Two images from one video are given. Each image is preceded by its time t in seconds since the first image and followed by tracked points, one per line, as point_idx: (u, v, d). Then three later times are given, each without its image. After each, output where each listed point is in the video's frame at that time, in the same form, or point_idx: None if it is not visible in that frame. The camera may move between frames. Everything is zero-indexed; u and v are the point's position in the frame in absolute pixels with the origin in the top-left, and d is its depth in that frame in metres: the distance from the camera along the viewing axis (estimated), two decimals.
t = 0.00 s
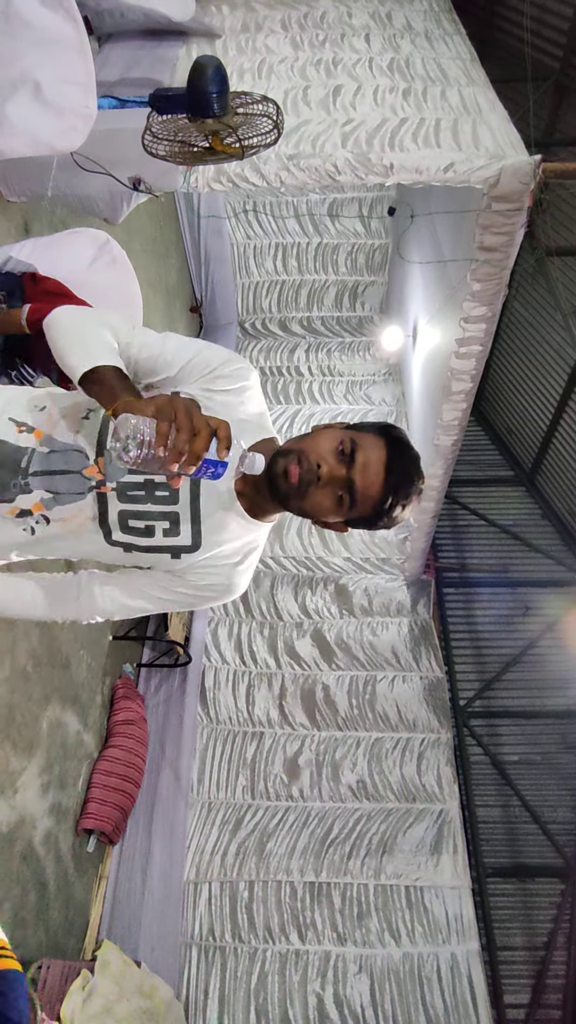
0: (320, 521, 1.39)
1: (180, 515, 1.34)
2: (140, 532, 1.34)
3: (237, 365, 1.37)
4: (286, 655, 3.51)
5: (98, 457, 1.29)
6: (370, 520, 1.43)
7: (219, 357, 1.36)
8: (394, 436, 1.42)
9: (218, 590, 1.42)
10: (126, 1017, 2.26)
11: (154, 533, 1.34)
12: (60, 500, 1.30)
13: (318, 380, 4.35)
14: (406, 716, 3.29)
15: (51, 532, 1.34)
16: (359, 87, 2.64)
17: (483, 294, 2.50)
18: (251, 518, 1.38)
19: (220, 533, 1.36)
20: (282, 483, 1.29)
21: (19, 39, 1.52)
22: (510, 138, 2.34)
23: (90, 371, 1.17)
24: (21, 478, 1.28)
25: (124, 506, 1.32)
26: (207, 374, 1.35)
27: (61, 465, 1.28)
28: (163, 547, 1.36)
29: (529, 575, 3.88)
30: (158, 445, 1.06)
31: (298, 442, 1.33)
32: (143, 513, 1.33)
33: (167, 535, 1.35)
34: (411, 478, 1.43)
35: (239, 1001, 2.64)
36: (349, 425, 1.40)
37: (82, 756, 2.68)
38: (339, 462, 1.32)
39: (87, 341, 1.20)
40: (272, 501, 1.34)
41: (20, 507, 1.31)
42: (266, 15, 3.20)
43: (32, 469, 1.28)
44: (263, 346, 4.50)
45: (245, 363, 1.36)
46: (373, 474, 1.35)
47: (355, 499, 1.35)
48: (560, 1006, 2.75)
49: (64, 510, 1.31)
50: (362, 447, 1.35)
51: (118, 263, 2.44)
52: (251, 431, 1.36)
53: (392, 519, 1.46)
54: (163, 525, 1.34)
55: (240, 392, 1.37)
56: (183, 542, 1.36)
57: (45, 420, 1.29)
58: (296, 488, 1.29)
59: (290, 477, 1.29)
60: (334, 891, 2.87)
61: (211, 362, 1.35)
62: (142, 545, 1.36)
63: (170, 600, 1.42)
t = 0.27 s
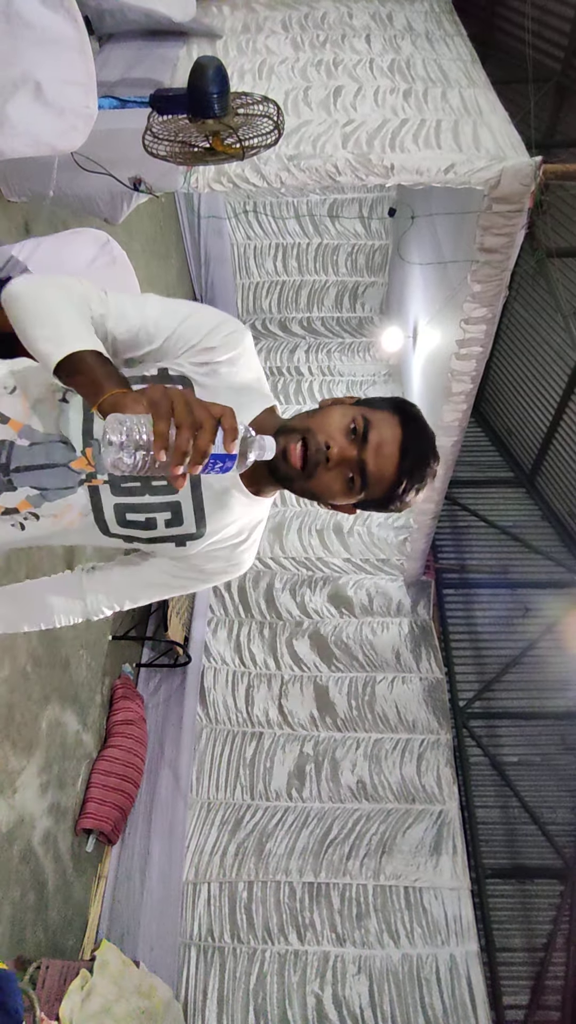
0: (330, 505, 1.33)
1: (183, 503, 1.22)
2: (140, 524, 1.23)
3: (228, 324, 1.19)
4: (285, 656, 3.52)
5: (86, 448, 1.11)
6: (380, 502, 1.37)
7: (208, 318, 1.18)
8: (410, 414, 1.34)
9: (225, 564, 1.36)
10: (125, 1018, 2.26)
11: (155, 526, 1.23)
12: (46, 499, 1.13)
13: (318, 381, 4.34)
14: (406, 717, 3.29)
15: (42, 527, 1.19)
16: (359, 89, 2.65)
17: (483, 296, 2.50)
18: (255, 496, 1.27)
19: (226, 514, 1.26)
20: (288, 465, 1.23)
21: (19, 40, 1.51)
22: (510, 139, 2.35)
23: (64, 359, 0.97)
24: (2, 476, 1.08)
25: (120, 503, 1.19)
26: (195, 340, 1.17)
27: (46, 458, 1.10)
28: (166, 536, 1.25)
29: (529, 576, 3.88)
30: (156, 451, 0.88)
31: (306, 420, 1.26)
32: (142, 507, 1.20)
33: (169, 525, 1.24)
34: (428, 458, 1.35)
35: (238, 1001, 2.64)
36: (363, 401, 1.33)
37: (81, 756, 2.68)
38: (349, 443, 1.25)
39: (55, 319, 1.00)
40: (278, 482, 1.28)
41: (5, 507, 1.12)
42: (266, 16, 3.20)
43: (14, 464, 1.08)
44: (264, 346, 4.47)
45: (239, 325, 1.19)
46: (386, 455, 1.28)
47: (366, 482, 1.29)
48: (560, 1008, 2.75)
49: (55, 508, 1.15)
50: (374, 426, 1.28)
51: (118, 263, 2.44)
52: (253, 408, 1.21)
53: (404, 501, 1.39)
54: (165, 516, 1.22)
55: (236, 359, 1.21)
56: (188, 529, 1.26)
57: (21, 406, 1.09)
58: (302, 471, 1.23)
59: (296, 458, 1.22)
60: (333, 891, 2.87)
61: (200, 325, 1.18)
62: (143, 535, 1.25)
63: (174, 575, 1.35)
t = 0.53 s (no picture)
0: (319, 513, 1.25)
1: (178, 506, 1.18)
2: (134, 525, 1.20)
3: (229, 314, 1.19)
4: (286, 657, 3.52)
5: (74, 448, 1.07)
6: (375, 513, 1.29)
7: (209, 308, 1.17)
8: (412, 422, 1.26)
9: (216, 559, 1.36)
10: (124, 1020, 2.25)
11: (149, 526, 1.20)
12: (34, 500, 1.08)
13: (319, 382, 4.38)
14: (406, 719, 3.29)
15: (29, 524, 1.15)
16: (360, 91, 2.66)
17: (483, 298, 2.50)
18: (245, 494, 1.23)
19: (222, 510, 1.24)
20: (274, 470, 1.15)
21: (22, 46, 1.52)
22: (510, 142, 2.35)
23: (62, 361, 0.94)
24: None
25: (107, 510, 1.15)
26: (196, 332, 1.16)
27: (32, 461, 1.04)
28: (161, 534, 1.23)
29: (529, 578, 3.88)
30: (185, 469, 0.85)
31: (299, 422, 1.18)
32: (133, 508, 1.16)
33: (163, 525, 1.22)
34: (425, 471, 1.29)
35: (237, 1003, 2.64)
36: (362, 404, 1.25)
37: (81, 758, 2.68)
38: (342, 451, 1.18)
39: (49, 312, 0.96)
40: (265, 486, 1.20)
41: None
42: (267, 20, 3.21)
43: None
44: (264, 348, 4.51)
45: (239, 313, 1.19)
46: (380, 465, 1.21)
47: (357, 492, 1.22)
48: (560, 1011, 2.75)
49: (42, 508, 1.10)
50: (370, 434, 1.21)
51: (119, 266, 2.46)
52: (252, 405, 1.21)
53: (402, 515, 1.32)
54: (159, 517, 1.19)
55: (236, 353, 1.21)
56: (183, 527, 1.24)
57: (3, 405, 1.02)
58: (290, 476, 1.16)
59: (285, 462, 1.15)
60: (332, 894, 2.87)
61: (199, 315, 1.16)
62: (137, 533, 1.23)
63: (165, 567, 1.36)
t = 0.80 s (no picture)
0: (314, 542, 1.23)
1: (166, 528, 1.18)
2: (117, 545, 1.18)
3: (225, 329, 1.19)
4: (285, 658, 3.52)
5: (56, 463, 1.10)
6: (373, 547, 1.26)
7: (203, 324, 1.17)
8: (415, 453, 1.23)
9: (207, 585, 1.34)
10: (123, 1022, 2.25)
11: (133, 547, 1.19)
12: (11, 515, 1.10)
13: (319, 383, 4.41)
14: (404, 720, 3.29)
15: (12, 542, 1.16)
16: (360, 93, 2.66)
17: (483, 301, 2.50)
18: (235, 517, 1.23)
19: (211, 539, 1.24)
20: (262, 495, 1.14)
21: (24, 49, 1.53)
22: (510, 145, 2.35)
23: (44, 376, 0.93)
24: None
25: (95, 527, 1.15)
26: (190, 347, 1.16)
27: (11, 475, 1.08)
28: (145, 557, 1.22)
29: (528, 580, 3.89)
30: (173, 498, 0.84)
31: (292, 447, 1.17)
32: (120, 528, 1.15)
33: (148, 547, 1.20)
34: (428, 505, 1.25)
35: (236, 1005, 2.64)
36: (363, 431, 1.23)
37: (80, 759, 2.69)
38: (335, 479, 1.16)
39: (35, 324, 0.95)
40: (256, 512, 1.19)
41: None
42: (267, 22, 3.22)
43: None
44: (264, 349, 4.53)
45: (235, 331, 1.19)
46: (375, 497, 1.18)
47: (351, 523, 1.19)
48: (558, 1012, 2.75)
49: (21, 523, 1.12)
50: (367, 464, 1.18)
51: (119, 267, 2.47)
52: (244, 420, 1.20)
53: (402, 549, 1.28)
54: (145, 538, 1.18)
55: (231, 368, 1.20)
56: (169, 551, 1.23)
57: None
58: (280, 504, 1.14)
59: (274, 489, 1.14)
60: (332, 895, 2.87)
61: (194, 332, 1.16)
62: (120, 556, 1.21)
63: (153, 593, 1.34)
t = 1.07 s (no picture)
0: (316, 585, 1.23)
1: (152, 567, 1.15)
2: (99, 586, 1.14)
3: (234, 368, 1.19)
4: (284, 655, 3.52)
5: (40, 491, 1.07)
6: (379, 594, 1.25)
7: (211, 357, 1.17)
8: (425, 498, 1.22)
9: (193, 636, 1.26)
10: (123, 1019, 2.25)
11: (118, 588, 1.15)
12: None
13: (318, 381, 4.43)
14: (404, 718, 3.29)
15: None
16: (360, 90, 2.66)
17: (483, 297, 2.50)
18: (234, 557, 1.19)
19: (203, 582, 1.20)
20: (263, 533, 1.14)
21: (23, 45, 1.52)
22: (511, 142, 2.34)
23: (49, 380, 0.91)
24: None
25: (80, 548, 1.10)
26: (194, 379, 1.16)
27: None
28: (129, 601, 1.18)
29: (528, 578, 3.89)
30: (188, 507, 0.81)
31: (298, 486, 1.17)
32: (105, 565, 1.12)
33: (134, 588, 1.16)
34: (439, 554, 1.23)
35: (236, 1000, 2.64)
36: (373, 473, 1.22)
37: (80, 756, 2.69)
38: (338, 520, 1.16)
39: (44, 332, 0.94)
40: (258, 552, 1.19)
41: None
42: (267, 18, 3.21)
43: None
44: (264, 346, 4.55)
45: (243, 370, 1.19)
46: (381, 541, 1.18)
47: (354, 566, 1.19)
48: (557, 1008, 2.76)
49: None
50: (373, 508, 1.18)
51: (118, 263, 2.48)
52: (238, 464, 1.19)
53: (410, 598, 1.26)
54: (130, 578, 1.15)
55: (233, 408, 1.20)
56: (156, 594, 1.18)
57: None
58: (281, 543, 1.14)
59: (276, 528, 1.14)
60: (331, 891, 2.88)
61: (200, 362, 1.16)
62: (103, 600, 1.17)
63: (132, 648, 1.26)
